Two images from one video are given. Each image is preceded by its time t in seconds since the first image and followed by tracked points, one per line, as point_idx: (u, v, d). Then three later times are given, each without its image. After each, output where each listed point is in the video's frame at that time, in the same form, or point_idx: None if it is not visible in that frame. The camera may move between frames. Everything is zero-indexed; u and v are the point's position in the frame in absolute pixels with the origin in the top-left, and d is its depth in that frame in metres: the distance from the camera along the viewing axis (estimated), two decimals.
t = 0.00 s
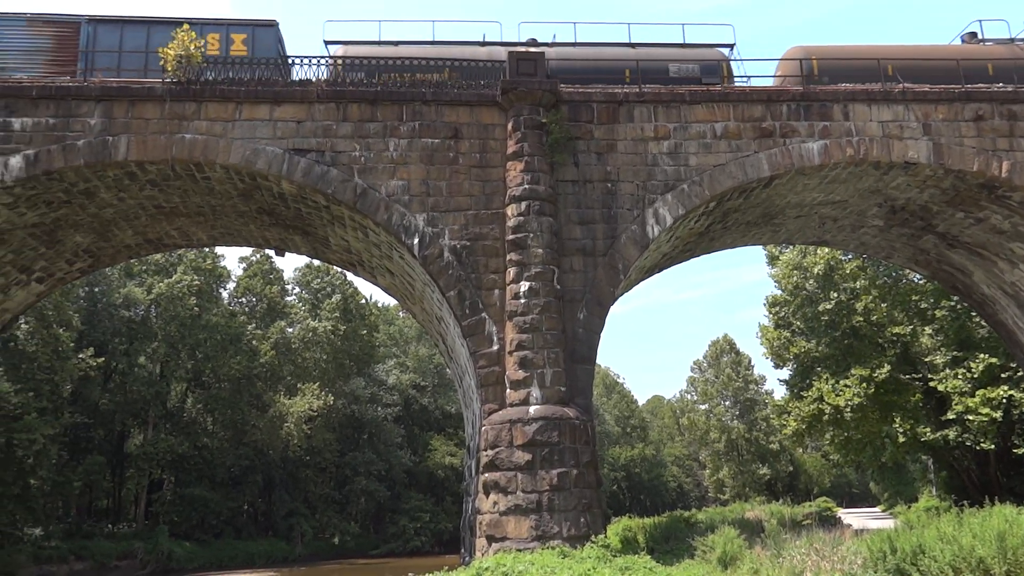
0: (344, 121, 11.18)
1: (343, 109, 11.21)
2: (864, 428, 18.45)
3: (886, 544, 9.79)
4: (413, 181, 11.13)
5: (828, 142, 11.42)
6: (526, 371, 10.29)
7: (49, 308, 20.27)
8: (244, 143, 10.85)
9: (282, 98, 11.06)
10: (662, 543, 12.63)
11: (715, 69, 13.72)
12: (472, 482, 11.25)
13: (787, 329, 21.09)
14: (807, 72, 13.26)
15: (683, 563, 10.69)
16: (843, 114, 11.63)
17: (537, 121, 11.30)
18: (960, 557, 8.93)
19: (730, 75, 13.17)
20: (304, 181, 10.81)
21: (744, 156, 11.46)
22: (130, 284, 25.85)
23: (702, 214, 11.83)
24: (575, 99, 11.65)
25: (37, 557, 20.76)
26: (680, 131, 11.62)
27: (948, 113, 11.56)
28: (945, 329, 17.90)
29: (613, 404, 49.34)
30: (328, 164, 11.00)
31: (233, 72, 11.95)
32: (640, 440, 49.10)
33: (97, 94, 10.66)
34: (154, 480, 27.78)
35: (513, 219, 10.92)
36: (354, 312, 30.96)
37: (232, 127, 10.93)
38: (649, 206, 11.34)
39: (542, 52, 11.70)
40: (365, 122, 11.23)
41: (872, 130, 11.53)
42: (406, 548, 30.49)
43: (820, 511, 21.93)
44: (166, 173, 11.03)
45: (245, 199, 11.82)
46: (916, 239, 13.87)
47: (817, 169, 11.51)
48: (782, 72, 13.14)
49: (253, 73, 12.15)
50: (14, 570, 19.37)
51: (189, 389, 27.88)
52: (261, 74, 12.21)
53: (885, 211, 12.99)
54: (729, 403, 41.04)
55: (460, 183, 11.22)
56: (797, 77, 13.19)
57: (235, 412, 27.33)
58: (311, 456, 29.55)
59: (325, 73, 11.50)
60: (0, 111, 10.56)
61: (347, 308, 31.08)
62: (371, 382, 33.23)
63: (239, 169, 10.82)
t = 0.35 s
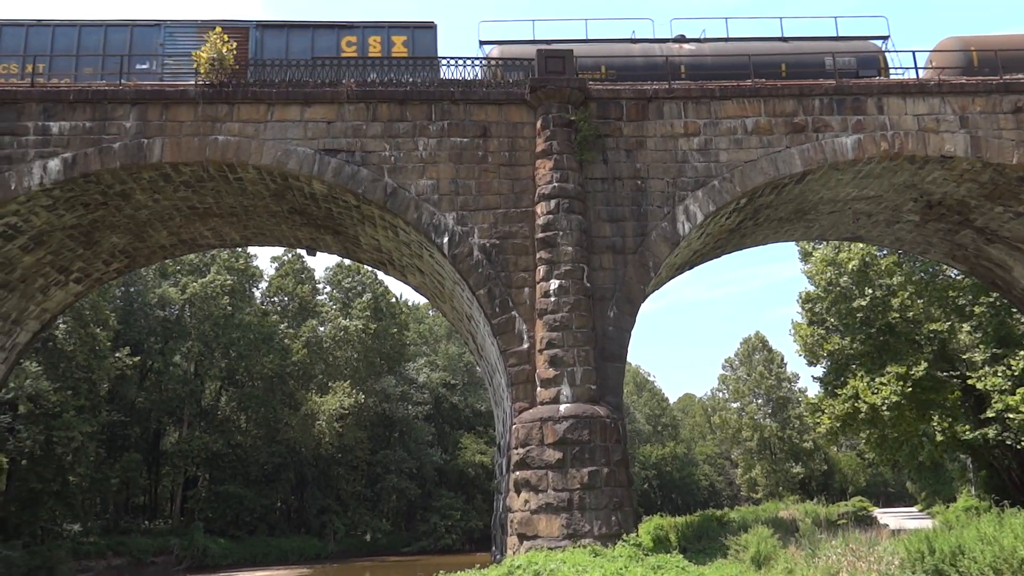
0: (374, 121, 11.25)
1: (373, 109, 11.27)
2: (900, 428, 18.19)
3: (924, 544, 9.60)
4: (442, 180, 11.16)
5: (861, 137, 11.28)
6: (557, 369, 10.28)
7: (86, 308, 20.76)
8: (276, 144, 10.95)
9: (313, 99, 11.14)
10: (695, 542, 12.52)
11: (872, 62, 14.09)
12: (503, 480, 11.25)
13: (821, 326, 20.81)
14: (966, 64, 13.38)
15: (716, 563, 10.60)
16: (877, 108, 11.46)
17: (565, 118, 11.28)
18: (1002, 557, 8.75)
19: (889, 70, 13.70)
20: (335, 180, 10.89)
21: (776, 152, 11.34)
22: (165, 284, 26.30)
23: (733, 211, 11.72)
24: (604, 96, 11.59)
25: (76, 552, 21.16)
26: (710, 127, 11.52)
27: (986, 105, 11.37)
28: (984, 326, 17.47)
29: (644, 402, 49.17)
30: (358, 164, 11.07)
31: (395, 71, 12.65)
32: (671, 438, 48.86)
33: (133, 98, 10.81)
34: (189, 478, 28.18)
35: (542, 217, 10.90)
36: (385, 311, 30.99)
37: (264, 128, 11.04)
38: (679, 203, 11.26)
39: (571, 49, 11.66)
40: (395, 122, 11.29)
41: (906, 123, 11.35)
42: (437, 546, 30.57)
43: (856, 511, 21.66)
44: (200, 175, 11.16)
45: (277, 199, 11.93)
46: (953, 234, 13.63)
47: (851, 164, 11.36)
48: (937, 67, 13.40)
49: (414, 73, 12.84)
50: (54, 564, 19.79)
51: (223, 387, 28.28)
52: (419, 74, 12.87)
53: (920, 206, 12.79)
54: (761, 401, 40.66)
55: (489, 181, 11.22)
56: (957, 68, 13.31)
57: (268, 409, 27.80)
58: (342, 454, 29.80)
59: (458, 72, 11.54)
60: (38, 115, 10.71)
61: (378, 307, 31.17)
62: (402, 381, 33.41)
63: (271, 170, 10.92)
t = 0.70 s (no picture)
0: (404, 123, 11.31)
1: (404, 111, 11.34)
2: (938, 428, 17.84)
3: (963, 547, 9.46)
4: (473, 181, 11.18)
5: (896, 133, 11.12)
6: (588, 368, 10.26)
7: (124, 309, 21.22)
8: (309, 146, 11.06)
9: (344, 102, 11.23)
10: (728, 543, 12.42)
11: None
12: (534, 480, 11.25)
13: (856, 325, 20.27)
14: None
15: (750, 564, 10.50)
16: (914, 104, 11.29)
17: (596, 118, 11.24)
18: None
19: None
20: (367, 182, 10.97)
21: (809, 149, 11.21)
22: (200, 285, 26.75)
23: (766, 209, 11.61)
24: (635, 95, 11.53)
25: (115, 549, 21.53)
26: (742, 125, 11.42)
27: None
28: None
29: (675, 403, 48.92)
30: (389, 165, 11.13)
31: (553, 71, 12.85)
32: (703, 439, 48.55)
33: (168, 103, 10.97)
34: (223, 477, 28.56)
35: (573, 217, 10.88)
36: (416, 311, 31.33)
37: (296, 131, 11.14)
38: (711, 202, 11.17)
39: (600, 48, 11.61)
40: (425, 123, 11.34)
41: (944, 119, 11.18)
42: (468, 546, 30.63)
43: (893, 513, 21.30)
44: (234, 177, 11.30)
45: (309, 201, 12.05)
46: (992, 231, 13.38)
47: (887, 161, 11.20)
48: None
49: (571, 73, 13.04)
50: (95, 561, 20.17)
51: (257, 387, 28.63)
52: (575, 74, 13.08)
53: (957, 204, 12.58)
54: (796, 402, 40.17)
55: (520, 181, 11.22)
56: None
57: (301, 409, 28.11)
58: (375, 453, 30.04)
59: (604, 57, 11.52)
60: (76, 120, 10.89)
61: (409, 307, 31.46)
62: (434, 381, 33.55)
63: (304, 172, 11.03)
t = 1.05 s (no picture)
0: (433, 124, 11.35)
1: (432, 112, 11.37)
2: (974, 431, 17.55)
3: (1000, 550, 9.78)
4: (501, 181, 11.19)
5: (931, 130, 10.97)
6: (617, 368, 10.22)
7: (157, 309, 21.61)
8: (338, 148, 11.14)
9: (373, 103, 11.29)
10: (760, 545, 12.31)
11: None
12: (563, 480, 11.24)
13: (889, 325, 20.17)
14: None
15: (782, 566, 10.40)
16: (949, 100, 11.12)
17: (624, 117, 11.19)
18: None
19: None
20: (396, 183, 11.03)
21: (841, 147, 11.07)
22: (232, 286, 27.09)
23: (797, 208, 11.48)
24: (664, 93, 11.47)
25: (149, 545, 21.87)
26: (772, 122, 11.31)
27: None
28: None
29: (705, 403, 48.63)
30: (418, 166, 11.18)
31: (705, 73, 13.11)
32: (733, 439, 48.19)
33: (200, 106, 11.10)
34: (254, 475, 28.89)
35: (601, 216, 10.84)
36: (445, 310, 31.48)
37: (326, 132, 11.22)
38: (741, 200, 11.08)
39: (629, 47, 11.56)
40: (453, 124, 11.37)
41: (980, 115, 11.01)
42: (497, 546, 30.65)
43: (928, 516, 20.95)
44: (265, 179, 11.42)
45: (338, 202, 12.14)
46: None
47: (921, 158, 11.04)
48: None
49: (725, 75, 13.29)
50: (129, 557, 20.53)
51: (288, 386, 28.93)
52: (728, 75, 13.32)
53: (995, 201, 12.36)
54: (828, 403, 39.82)
55: (548, 181, 11.21)
56: None
57: (331, 408, 28.36)
58: (404, 452, 30.21)
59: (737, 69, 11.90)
60: (111, 124, 11.06)
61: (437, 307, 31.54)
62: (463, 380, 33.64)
63: (333, 174, 11.12)
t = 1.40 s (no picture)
0: (459, 124, 11.36)
1: (458, 112, 11.39)
2: (1010, 433, 17.21)
3: None
4: (527, 181, 11.17)
5: (965, 125, 10.81)
6: (645, 368, 10.17)
7: (188, 311, 21.96)
8: (365, 149, 11.20)
9: (400, 104, 11.33)
10: (790, 546, 12.18)
11: None
12: (591, 480, 11.20)
13: (922, 324, 19.81)
14: None
15: (813, 568, 10.27)
16: (983, 94, 10.98)
17: (651, 115, 11.13)
18: None
19: None
20: (423, 183, 11.06)
21: (872, 143, 10.94)
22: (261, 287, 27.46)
23: (827, 205, 11.35)
24: (691, 91, 11.40)
25: (181, 544, 22.17)
26: (801, 119, 11.19)
27: None
28: None
29: (734, 403, 48.24)
30: (444, 166, 11.21)
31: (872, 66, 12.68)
32: (763, 439, 47.74)
33: (230, 108, 11.21)
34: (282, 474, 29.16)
35: (628, 215, 10.79)
36: (472, 311, 31.37)
37: (353, 134, 11.29)
38: (770, 198, 10.98)
39: (655, 45, 11.50)
40: (479, 124, 11.38)
41: (1015, 110, 10.85)
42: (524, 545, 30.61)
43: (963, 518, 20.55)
44: (293, 181, 11.51)
45: (366, 203, 12.21)
46: None
47: (955, 154, 10.88)
48: None
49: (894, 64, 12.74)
50: (161, 555, 20.84)
51: (316, 386, 29.19)
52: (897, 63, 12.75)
53: None
54: (858, 402, 38.89)
55: (574, 180, 11.19)
56: None
57: (359, 408, 28.56)
58: (431, 452, 30.32)
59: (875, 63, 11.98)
60: (143, 128, 11.21)
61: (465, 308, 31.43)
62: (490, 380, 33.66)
63: (361, 175, 11.19)
